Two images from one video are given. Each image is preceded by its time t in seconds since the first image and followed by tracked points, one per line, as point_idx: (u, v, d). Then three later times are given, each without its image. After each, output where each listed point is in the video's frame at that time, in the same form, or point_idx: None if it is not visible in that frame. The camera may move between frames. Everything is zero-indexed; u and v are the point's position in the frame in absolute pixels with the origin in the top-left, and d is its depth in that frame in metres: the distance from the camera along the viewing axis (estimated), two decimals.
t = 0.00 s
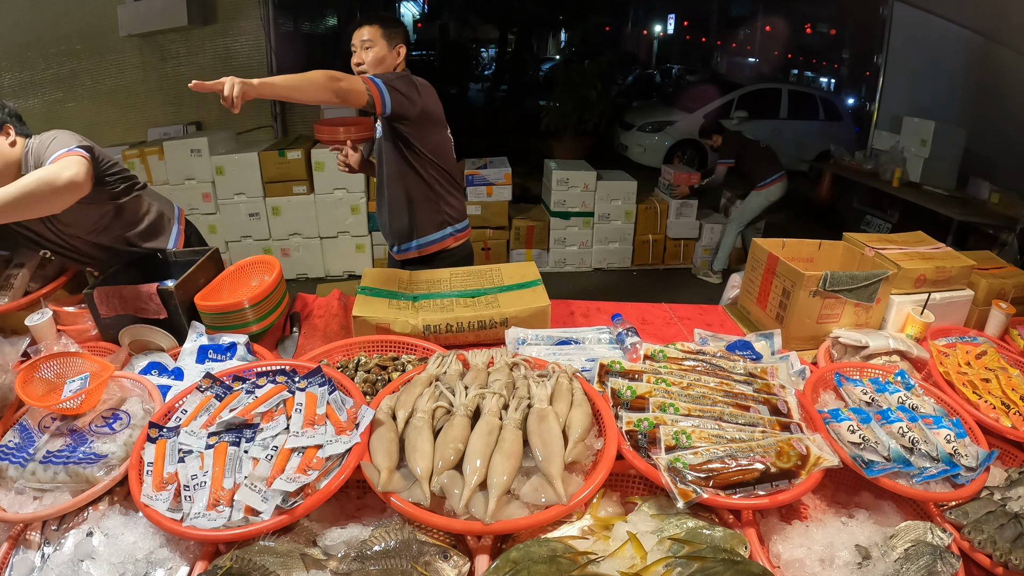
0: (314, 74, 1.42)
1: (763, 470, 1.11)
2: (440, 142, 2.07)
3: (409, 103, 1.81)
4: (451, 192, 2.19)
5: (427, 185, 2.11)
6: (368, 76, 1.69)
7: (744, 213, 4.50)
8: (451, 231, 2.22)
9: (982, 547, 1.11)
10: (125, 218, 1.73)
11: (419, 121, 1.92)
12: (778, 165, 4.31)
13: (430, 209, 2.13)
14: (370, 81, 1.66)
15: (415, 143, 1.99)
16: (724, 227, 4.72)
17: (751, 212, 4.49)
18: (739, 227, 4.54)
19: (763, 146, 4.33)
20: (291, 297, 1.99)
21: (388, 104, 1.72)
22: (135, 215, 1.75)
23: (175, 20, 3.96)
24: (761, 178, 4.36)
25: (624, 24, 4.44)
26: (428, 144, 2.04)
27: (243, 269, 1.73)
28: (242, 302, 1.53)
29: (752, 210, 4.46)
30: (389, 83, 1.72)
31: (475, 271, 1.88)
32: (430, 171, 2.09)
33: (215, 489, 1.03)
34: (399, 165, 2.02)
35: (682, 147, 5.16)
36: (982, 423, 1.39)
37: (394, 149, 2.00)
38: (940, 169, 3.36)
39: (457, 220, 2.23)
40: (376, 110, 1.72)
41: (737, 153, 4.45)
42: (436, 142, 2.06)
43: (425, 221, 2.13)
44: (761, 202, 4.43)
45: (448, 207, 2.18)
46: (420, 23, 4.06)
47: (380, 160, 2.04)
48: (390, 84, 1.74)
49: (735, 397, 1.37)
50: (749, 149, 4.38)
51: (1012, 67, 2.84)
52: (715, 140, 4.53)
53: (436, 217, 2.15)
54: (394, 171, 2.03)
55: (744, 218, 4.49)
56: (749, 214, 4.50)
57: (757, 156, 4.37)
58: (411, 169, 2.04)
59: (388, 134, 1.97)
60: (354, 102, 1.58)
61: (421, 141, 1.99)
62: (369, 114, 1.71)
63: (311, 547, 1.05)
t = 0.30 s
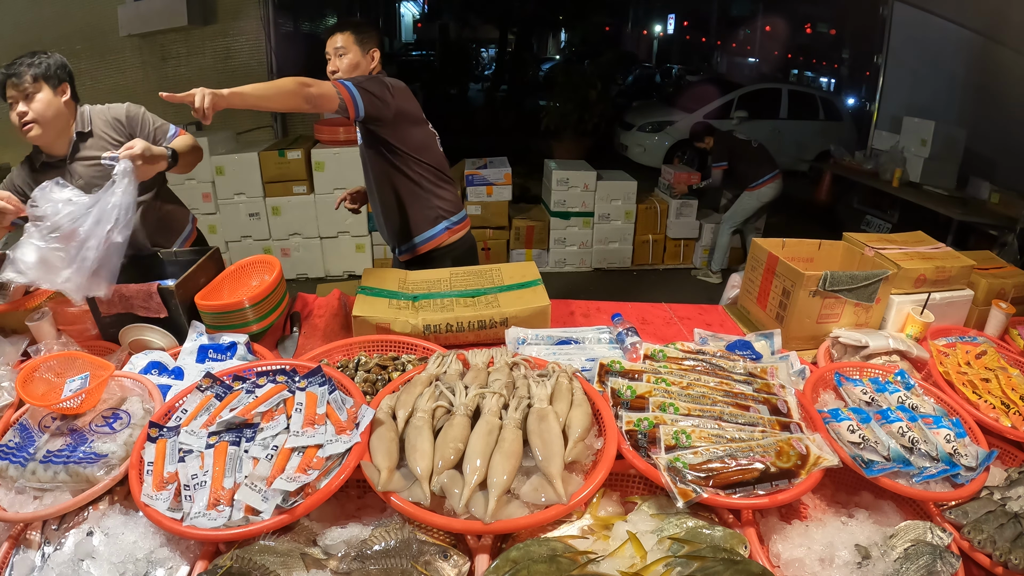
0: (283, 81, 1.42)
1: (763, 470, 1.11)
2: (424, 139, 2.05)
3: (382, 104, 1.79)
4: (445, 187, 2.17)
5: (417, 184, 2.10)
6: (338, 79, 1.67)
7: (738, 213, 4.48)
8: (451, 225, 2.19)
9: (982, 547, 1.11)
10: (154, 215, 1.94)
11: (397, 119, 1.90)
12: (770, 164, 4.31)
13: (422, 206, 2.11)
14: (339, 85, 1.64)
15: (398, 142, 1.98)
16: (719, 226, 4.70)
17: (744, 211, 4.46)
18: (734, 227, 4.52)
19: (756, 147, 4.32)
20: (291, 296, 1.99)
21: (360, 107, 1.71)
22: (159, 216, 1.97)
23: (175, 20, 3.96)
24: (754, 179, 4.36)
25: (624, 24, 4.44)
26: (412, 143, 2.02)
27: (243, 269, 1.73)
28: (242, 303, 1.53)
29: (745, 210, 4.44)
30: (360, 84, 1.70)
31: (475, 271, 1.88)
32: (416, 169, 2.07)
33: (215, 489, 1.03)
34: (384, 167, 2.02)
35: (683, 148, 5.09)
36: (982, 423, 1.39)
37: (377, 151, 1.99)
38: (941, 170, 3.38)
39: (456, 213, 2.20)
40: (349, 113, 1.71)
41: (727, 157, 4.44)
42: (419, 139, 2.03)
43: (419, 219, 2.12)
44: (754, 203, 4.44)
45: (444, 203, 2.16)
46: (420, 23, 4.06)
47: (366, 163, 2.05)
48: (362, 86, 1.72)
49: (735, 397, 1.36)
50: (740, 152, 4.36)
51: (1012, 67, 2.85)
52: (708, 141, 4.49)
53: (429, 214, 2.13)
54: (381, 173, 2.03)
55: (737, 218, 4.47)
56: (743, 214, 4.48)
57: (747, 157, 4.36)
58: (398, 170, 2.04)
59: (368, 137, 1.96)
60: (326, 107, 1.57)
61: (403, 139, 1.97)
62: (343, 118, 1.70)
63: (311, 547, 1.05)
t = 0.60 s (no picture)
0: (277, 86, 1.41)
1: (763, 470, 1.11)
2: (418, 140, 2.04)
3: (378, 106, 1.79)
4: (441, 187, 2.17)
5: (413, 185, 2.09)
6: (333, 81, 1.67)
7: (738, 215, 4.48)
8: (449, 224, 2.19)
9: (982, 547, 1.11)
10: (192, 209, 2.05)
11: (392, 120, 1.90)
12: (771, 164, 4.32)
13: (420, 205, 2.11)
14: (335, 89, 1.64)
15: (393, 144, 1.97)
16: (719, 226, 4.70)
17: (743, 213, 4.46)
18: (734, 228, 4.51)
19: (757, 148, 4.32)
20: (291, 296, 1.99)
21: (356, 109, 1.71)
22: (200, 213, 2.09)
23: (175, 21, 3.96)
24: (755, 179, 4.36)
25: (624, 24, 4.44)
26: (406, 144, 2.01)
27: (243, 269, 1.73)
28: (242, 302, 1.53)
29: (745, 211, 4.44)
30: (355, 87, 1.70)
31: (474, 271, 1.88)
32: (412, 169, 2.06)
33: (216, 489, 1.03)
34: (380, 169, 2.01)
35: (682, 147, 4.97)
36: (982, 423, 1.39)
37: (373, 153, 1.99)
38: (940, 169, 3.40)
39: (454, 212, 2.20)
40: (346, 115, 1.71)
41: (729, 159, 4.45)
42: (414, 139, 2.03)
43: (417, 220, 2.12)
44: (754, 204, 4.43)
45: (441, 202, 2.16)
46: (420, 23, 4.08)
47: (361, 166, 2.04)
48: (357, 88, 1.72)
49: (735, 397, 1.36)
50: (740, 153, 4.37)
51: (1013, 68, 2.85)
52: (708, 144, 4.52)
53: (428, 214, 2.13)
54: (377, 175, 2.03)
55: (737, 220, 4.46)
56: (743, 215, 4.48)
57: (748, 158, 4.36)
58: (394, 171, 2.03)
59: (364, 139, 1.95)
60: (321, 111, 1.56)
61: (399, 140, 1.97)
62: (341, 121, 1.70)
63: (311, 547, 1.05)
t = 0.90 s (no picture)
0: (299, 89, 1.42)
1: (763, 470, 1.11)
2: (428, 141, 2.04)
3: (393, 107, 1.78)
4: (448, 188, 2.18)
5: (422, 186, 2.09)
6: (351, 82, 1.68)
7: (738, 216, 4.48)
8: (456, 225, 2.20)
9: (982, 547, 1.11)
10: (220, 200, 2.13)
11: (405, 122, 1.90)
12: (772, 165, 4.31)
13: (428, 207, 2.11)
14: (353, 89, 1.64)
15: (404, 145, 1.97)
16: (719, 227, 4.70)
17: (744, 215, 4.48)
18: (734, 229, 4.52)
19: (761, 150, 4.30)
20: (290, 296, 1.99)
21: (373, 110, 1.70)
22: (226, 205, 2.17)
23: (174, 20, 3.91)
24: (755, 180, 4.35)
25: (624, 24, 4.44)
26: (417, 145, 2.01)
27: (243, 269, 1.73)
28: (242, 302, 1.53)
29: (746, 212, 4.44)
30: (372, 88, 1.70)
31: (474, 271, 1.88)
32: (421, 171, 2.06)
33: (216, 489, 1.03)
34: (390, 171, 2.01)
35: (682, 147, 4.96)
36: (982, 423, 1.39)
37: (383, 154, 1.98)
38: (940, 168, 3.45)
39: (460, 213, 2.21)
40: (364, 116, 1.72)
41: (730, 161, 4.43)
42: (424, 140, 2.02)
43: (426, 221, 2.12)
44: (755, 204, 4.44)
45: (449, 203, 2.17)
46: (420, 23, 4.00)
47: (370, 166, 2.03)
48: (374, 90, 1.72)
49: (735, 397, 1.37)
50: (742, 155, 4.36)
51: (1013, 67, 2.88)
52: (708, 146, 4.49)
53: (435, 215, 2.13)
54: (386, 176, 2.02)
55: (738, 221, 4.47)
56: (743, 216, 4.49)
57: (748, 159, 4.35)
58: (403, 172, 2.03)
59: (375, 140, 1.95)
60: (338, 112, 1.56)
61: (410, 142, 1.97)
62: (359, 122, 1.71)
63: (311, 547, 1.05)
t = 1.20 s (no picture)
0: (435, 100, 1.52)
1: (763, 470, 1.11)
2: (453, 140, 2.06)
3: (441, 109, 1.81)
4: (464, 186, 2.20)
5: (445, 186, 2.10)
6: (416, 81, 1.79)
7: (737, 216, 4.49)
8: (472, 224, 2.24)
9: (982, 547, 1.11)
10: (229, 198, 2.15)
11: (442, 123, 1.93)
12: (768, 164, 4.31)
13: (451, 208, 2.12)
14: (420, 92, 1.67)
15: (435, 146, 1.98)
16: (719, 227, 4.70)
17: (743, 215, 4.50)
18: (733, 229, 4.53)
19: (755, 149, 4.31)
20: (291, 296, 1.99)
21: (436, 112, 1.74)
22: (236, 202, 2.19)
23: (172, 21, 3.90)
24: (753, 179, 4.36)
25: (624, 24, 4.42)
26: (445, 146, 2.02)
27: (243, 269, 1.74)
28: (242, 303, 1.53)
29: (745, 212, 4.46)
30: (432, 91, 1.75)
31: (474, 271, 1.88)
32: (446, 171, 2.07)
33: (216, 489, 1.03)
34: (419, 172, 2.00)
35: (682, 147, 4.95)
36: (982, 423, 1.39)
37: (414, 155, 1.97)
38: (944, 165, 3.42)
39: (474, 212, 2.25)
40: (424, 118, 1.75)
41: (726, 162, 4.43)
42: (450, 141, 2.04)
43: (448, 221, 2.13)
44: (753, 204, 4.45)
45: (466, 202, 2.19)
46: (420, 24, 3.88)
47: (397, 168, 2.01)
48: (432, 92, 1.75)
49: (735, 396, 1.36)
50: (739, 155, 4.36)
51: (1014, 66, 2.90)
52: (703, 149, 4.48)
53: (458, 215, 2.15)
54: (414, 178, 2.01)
55: (737, 221, 4.49)
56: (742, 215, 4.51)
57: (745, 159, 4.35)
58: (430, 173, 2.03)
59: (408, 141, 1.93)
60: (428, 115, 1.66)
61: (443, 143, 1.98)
62: (414, 124, 1.73)
63: (311, 547, 1.05)
